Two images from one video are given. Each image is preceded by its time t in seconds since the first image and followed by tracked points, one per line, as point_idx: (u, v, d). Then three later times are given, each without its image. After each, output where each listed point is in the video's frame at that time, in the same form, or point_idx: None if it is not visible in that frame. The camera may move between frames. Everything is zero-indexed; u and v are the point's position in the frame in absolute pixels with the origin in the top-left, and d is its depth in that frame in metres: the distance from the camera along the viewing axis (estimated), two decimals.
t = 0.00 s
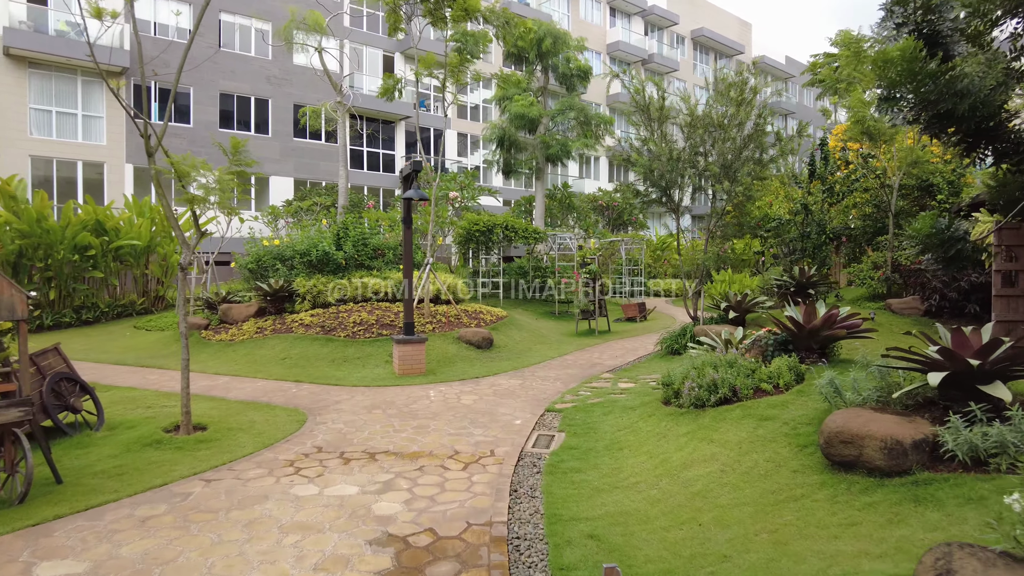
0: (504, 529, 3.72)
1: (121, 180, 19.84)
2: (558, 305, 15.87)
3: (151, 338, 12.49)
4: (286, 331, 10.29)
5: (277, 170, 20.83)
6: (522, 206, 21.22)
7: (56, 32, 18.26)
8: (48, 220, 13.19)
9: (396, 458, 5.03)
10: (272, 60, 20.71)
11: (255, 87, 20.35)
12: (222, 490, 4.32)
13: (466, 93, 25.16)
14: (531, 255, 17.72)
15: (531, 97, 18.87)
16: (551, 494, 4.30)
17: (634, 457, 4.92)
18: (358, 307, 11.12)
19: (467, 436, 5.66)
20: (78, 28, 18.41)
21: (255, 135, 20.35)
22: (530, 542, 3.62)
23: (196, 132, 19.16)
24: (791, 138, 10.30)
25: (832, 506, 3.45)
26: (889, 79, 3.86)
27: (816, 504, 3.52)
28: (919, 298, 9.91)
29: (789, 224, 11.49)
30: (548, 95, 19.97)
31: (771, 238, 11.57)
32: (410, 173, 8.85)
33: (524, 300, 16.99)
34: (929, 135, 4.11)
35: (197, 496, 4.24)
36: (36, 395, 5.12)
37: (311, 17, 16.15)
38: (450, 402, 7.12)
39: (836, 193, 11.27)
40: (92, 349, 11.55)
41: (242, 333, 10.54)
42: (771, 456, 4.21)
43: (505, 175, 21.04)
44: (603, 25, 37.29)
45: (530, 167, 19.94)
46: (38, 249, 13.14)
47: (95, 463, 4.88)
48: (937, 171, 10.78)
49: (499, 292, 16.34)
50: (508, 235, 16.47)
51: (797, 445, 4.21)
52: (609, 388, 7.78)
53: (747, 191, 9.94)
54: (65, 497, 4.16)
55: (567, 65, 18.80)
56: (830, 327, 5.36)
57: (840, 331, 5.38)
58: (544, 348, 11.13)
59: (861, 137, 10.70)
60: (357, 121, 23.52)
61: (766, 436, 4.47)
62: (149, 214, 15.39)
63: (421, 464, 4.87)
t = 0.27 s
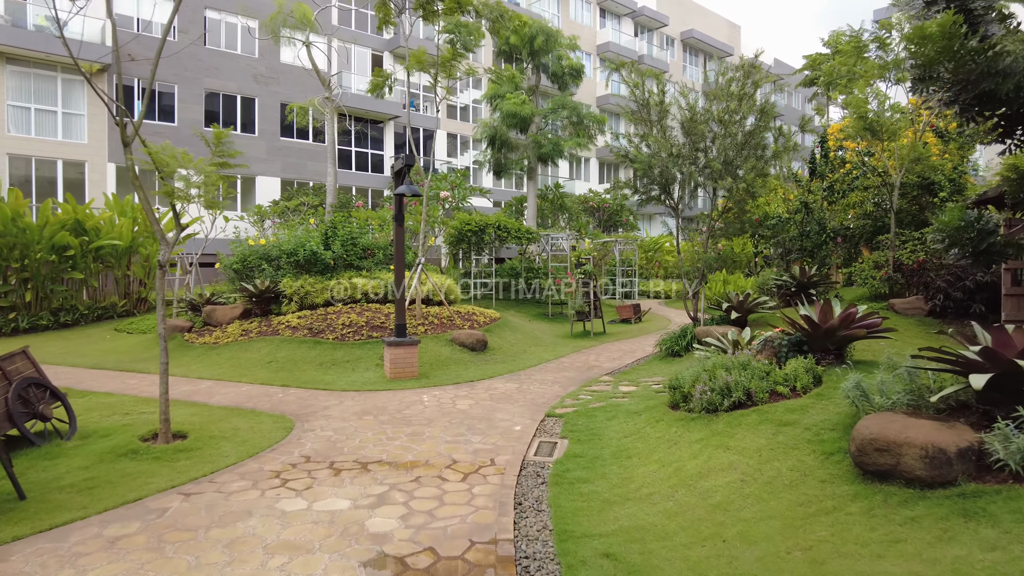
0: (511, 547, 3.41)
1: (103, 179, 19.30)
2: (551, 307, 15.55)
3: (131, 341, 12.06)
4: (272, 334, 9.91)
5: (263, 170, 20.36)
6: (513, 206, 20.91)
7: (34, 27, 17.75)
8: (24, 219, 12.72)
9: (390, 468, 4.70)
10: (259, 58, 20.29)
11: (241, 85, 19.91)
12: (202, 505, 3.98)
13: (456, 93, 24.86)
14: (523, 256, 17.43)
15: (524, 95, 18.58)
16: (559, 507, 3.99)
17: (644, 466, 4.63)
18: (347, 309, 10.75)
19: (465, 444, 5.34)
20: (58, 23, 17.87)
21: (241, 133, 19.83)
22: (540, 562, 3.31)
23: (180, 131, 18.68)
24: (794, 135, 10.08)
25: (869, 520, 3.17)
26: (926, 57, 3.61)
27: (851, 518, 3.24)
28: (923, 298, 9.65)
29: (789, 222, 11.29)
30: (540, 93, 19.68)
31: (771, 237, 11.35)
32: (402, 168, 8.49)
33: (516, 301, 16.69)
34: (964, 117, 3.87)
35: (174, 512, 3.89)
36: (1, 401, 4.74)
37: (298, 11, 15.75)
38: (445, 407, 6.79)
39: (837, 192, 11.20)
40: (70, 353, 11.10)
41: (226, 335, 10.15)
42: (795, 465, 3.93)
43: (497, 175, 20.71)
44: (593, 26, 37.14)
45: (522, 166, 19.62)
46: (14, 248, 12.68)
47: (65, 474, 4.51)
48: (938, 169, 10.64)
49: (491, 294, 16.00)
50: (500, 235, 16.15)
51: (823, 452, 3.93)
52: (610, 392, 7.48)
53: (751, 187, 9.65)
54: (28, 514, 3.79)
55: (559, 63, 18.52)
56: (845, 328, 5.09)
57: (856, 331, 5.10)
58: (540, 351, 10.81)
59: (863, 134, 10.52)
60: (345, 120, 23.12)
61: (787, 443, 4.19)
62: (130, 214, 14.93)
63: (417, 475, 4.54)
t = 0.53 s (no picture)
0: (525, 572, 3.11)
1: (86, 178, 18.76)
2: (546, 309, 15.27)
3: (113, 344, 11.64)
4: (260, 336, 9.55)
5: (251, 170, 19.90)
6: (506, 207, 20.62)
7: (13, 21, 17.28)
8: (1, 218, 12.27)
9: (388, 481, 4.38)
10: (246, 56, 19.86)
11: (228, 84, 19.46)
12: (184, 524, 3.65)
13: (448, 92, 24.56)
14: (517, 257, 17.13)
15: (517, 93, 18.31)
16: (573, 525, 3.70)
17: (660, 478, 4.34)
18: (338, 311, 10.41)
19: (466, 454, 5.04)
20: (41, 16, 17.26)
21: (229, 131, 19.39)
22: None
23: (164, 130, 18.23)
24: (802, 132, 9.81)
25: (918, 540, 2.90)
26: (976, 38, 3.37)
27: (897, 538, 2.97)
28: (929, 299, 9.46)
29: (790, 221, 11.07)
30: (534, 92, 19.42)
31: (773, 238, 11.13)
32: (397, 166, 8.18)
33: (510, 303, 16.39)
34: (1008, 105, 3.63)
35: (153, 532, 3.56)
36: None
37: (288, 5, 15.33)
38: (442, 414, 6.48)
39: (840, 192, 11.24)
40: (49, 357, 10.67)
41: (212, 338, 9.78)
42: (827, 476, 3.66)
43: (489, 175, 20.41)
44: (584, 27, 36.95)
45: (516, 166, 19.33)
46: None
47: (34, 490, 4.15)
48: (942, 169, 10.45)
49: (485, 296, 15.69)
50: (494, 236, 15.86)
51: (855, 463, 3.66)
52: (614, 397, 7.20)
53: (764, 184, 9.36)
54: None
55: (554, 61, 18.27)
56: (867, 330, 4.85)
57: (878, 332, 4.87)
58: (537, 354, 10.53)
59: (867, 132, 10.32)
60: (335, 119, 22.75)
61: (815, 453, 3.92)
62: (114, 213, 14.49)
63: (417, 489, 4.23)
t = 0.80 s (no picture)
0: None
1: (59, 176, 18.14)
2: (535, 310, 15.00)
3: (87, 347, 11.14)
4: (242, 339, 9.16)
5: (231, 169, 19.35)
6: (493, 207, 20.33)
7: None
8: None
9: (384, 495, 4.06)
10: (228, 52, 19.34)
11: (208, 81, 18.92)
12: (162, 547, 3.31)
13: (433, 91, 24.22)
14: (505, 257, 16.84)
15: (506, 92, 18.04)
16: (589, 543, 3.41)
17: (676, 490, 4.07)
18: (323, 312, 10.05)
19: (466, 464, 4.73)
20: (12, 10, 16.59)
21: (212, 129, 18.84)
22: None
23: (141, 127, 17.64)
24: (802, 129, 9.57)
25: (974, 561, 2.65)
26: None
27: (949, 557, 2.72)
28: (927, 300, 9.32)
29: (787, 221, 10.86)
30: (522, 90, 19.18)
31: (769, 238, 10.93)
32: (387, 161, 7.82)
33: (498, 304, 16.08)
34: None
35: (126, 556, 3.21)
36: None
37: None
38: (436, 420, 6.16)
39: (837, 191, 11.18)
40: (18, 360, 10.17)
41: (192, 341, 9.36)
42: (860, 488, 3.40)
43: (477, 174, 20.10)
44: (570, 27, 36.75)
45: (503, 165, 19.05)
46: None
47: None
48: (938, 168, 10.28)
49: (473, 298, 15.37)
50: (483, 236, 15.56)
51: (890, 473, 3.41)
52: (614, 402, 6.93)
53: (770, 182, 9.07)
54: None
55: (542, 59, 18.03)
56: (887, 331, 4.61)
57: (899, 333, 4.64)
58: (530, 356, 10.24)
59: (864, 130, 10.16)
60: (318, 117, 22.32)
61: (844, 462, 3.67)
62: (88, 212, 13.96)
63: (416, 503, 3.92)
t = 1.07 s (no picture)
0: None
1: (15, 171, 17.30)
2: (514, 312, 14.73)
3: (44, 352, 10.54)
4: (211, 343, 8.70)
5: (198, 167, 18.64)
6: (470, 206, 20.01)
7: None
8: None
9: (369, 513, 3.74)
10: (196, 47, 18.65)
11: (175, 75, 18.23)
12: None
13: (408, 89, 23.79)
14: (483, 258, 16.53)
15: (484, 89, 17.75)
16: (597, 565, 3.14)
17: (683, 502, 3.83)
18: (296, 315, 9.63)
19: (456, 477, 4.43)
20: None
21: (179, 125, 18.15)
22: None
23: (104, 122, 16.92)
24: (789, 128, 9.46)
25: None
26: None
27: None
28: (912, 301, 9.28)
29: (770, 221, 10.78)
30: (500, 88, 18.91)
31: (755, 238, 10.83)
32: (366, 158, 7.37)
33: (476, 306, 15.79)
34: None
35: None
36: None
37: None
38: (420, 427, 5.85)
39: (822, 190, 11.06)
40: None
41: (157, 344, 8.88)
42: (884, 500, 3.19)
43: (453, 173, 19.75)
44: (546, 27, 36.48)
45: (481, 164, 18.74)
46: None
47: None
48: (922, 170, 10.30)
49: (451, 299, 15.03)
50: (461, 235, 15.23)
51: (915, 484, 3.22)
52: (604, 406, 6.68)
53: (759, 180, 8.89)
54: None
55: (521, 57, 17.78)
56: (895, 333, 4.46)
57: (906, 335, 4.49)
58: (512, 359, 9.96)
59: (848, 131, 10.10)
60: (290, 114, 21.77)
61: (862, 472, 3.47)
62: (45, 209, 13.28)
63: (405, 522, 3.61)
